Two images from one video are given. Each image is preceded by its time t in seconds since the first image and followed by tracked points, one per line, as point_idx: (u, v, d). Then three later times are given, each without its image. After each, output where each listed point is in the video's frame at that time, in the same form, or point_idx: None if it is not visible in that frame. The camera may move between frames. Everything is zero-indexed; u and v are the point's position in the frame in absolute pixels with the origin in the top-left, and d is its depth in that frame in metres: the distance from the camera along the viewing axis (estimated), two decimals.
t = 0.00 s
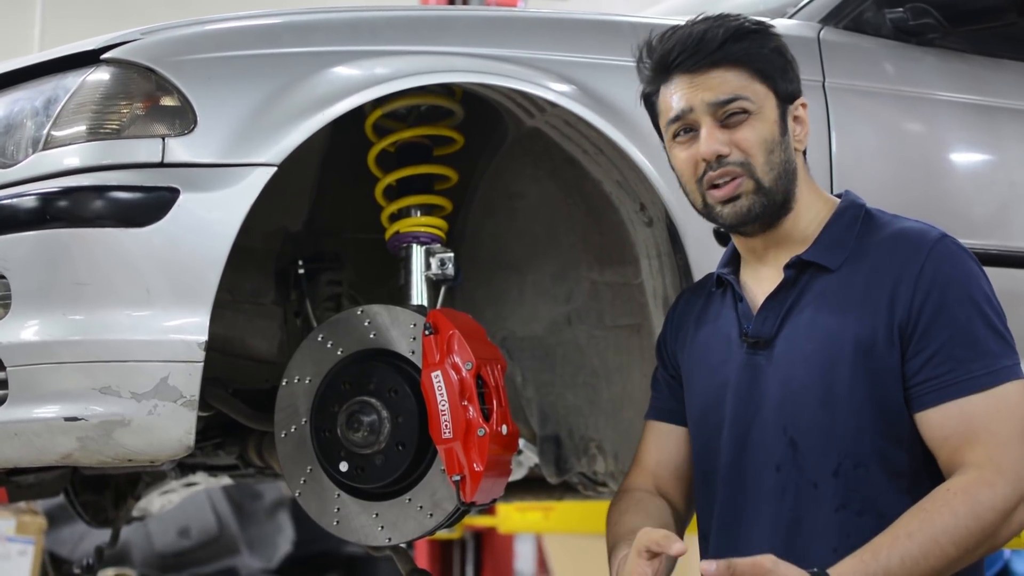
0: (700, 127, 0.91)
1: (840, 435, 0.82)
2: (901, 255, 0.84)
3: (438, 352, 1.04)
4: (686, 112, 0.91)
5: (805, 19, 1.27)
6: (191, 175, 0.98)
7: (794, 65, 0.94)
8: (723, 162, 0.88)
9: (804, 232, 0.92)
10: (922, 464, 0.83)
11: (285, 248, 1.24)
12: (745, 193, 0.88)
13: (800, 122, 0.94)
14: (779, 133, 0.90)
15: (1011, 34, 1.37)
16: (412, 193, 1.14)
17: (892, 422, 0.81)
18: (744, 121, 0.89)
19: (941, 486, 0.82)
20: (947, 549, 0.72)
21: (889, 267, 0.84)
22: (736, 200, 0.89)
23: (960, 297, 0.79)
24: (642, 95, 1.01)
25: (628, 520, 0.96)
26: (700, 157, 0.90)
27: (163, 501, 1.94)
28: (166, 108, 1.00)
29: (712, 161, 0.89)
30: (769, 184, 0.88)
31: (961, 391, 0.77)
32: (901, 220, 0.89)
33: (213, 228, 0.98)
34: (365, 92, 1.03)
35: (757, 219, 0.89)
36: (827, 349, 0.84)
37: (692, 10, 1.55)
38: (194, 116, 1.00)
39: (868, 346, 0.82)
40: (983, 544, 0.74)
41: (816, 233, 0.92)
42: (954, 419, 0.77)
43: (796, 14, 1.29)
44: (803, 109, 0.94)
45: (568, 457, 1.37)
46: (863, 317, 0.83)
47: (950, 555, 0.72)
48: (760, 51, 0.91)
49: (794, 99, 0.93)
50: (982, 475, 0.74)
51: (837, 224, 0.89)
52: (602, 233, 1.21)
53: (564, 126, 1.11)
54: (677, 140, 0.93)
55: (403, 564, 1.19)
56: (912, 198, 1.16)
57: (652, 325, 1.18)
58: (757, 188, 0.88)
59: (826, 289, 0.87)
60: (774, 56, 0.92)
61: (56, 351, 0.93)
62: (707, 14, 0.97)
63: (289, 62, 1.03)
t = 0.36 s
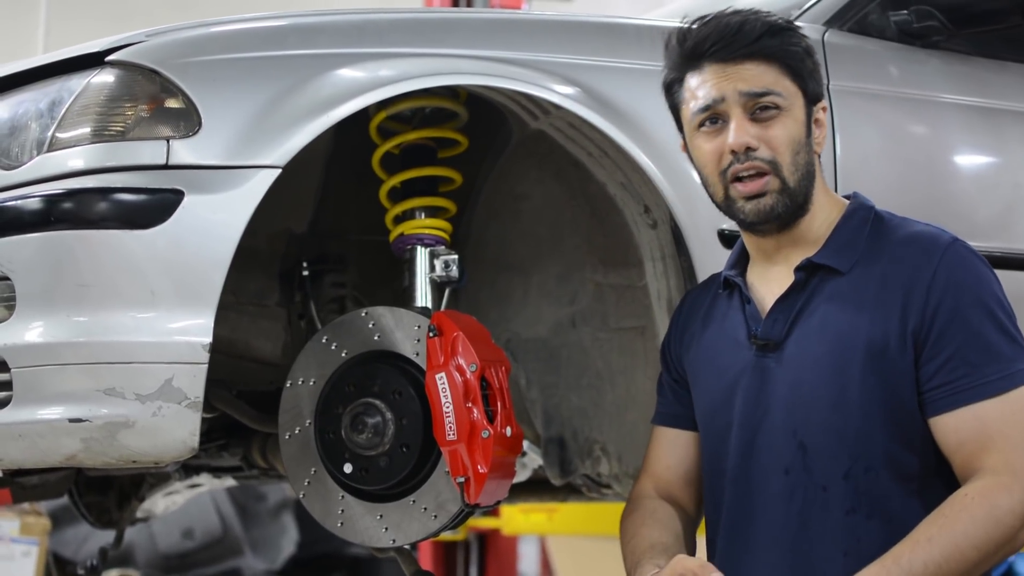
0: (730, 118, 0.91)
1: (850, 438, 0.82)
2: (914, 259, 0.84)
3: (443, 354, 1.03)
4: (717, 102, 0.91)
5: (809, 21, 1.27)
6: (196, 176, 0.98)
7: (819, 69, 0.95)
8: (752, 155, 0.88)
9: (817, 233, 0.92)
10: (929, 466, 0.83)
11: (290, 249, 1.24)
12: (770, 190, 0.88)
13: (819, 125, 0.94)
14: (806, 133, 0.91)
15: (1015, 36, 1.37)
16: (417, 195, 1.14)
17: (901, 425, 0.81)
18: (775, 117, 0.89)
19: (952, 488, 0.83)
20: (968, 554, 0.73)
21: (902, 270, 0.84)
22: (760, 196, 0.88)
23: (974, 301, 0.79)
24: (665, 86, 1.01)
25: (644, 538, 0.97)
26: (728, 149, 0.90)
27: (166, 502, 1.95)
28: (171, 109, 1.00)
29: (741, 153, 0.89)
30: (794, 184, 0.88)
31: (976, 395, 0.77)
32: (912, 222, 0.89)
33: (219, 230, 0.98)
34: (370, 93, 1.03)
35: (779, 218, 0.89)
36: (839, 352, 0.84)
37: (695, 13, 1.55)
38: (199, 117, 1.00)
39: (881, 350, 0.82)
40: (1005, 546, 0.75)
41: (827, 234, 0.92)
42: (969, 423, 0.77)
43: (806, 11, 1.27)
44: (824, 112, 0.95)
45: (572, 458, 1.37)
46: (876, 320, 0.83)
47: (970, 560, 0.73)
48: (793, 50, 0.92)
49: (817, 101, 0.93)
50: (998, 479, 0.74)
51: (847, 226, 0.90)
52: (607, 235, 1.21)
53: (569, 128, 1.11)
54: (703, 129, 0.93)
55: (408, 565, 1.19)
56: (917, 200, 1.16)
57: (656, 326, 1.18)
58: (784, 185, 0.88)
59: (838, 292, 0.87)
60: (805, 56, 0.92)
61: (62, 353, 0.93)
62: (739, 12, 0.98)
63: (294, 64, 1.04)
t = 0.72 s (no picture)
0: (759, 127, 0.90)
1: (865, 443, 0.82)
2: (933, 265, 0.84)
3: (444, 357, 1.03)
4: (746, 110, 0.90)
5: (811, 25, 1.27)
6: (197, 179, 0.98)
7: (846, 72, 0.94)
8: (781, 167, 0.88)
9: (837, 237, 0.92)
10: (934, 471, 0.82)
11: (292, 253, 1.24)
12: (798, 202, 0.88)
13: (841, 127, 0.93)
14: (833, 142, 0.90)
15: (1017, 39, 1.37)
16: (418, 198, 1.14)
17: (915, 430, 0.81)
18: (803, 126, 0.89)
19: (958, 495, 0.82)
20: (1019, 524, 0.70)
21: (921, 275, 0.85)
22: (787, 208, 0.88)
23: (992, 305, 0.80)
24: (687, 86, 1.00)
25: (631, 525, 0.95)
26: (757, 159, 0.89)
27: (167, 506, 1.94)
28: (173, 112, 1.00)
29: (771, 164, 0.88)
30: (821, 195, 0.88)
31: (991, 390, 0.77)
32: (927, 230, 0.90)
33: (220, 233, 0.98)
34: (372, 96, 1.03)
35: (804, 229, 0.89)
36: (856, 354, 0.84)
37: (696, 17, 1.55)
38: (201, 120, 1.00)
39: (899, 352, 0.82)
40: None
41: (847, 237, 0.92)
42: (987, 413, 0.77)
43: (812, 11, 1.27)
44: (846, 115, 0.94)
45: (573, 462, 1.37)
46: (894, 324, 0.83)
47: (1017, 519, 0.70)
48: (822, 56, 0.91)
49: (842, 104, 0.93)
50: None
51: (868, 230, 0.90)
52: (609, 238, 1.21)
53: (571, 131, 1.12)
54: (729, 136, 0.92)
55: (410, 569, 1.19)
56: (918, 204, 1.16)
57: (658, 330, 1.18)
58: (811, 197, 0.88)
59: (856, 295, 0.87)
60: (833, 61, 0.91)
61: (63, 356, 0.93)
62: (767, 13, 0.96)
63: (296, 67, 1.04)
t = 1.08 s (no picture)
0: (749, 115, 0.90)
1: (856, 449, 0.82)
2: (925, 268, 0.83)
3: (447, 359, 1.03)
4: (735, 98, 0.90)
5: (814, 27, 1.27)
6: (201, 181, 0.99)
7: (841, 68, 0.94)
8: (769, 155, 0.88)
9: (829, 237, 0.92)
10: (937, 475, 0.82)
11: (294, 255, 1.24)
12: (784, 190, 0.88)
13: (836, 125, 0.93)
14: (824, 134, 0.90)
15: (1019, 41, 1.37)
16: (422, 200, 1.14)
17: (907, 435, 0.81)
18: (793, 117, 0.89)
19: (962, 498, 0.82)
20: (950, 545, 0.71)
21: (911, 278, 0.83)
22: (773, 196, 0.88)
23: (980, 314, 0.78)
24: (683, 80, 1.01)
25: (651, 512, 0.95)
26: (745, 146, 0.89)
27: (170, 507, 1.94)
28: (176, 114, 1.01)
29: (758, 152, 0.88)
30: (809, 185, 0.88)
31: (973, 407, 0.76)
32: (924, 230, 0.89)
33: (223, 235, 0.98)
34: (375, 98, 1.03)
35: (791, 219, 0.89)
36: (844, 360, 0.84)
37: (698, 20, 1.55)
38: (204, 122, 1.00)
39: (887, 360, 0.82)
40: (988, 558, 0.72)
41: (841, 237, 0.92)
42: (966, 434, 0.76)
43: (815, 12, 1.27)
44: (841, 112, 0.94)
45: (575, 464, 1.37)
46: (883, 328, 0.83)
47: (956, 550, 0.71)
48: (814, 48, 0.91)
49: (835, 100, 0.93)
50: (994, 481, 0.72)
51: (859, 231, 0.90)
52: (612, 240, 1.21)
53: (573, 133, 1.12)
54: (719, 125, 0.92)
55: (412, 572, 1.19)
56: (921, 206, 1.16)
57: (660, 331, 1.18)
58: (797, 187, 0.88)
59: (847, 298, 0.87)
60: (827, 55, 0.91)
61: (65, 357, 0.93)
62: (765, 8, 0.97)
63: (300, 69, 1.04)
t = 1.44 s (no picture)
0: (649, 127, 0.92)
1: (796, 453, 0.83)
2: (852, 265, 0.83)
3: (445, 360, 1.03)
4: (636, 111, 0.93)
5: (812, 27, 1.27)
6: (199, 183, 0.98)
7: (761, 74, 0.92)
8: (660, 163, 0.90)
9: (763, 243, 0.92)
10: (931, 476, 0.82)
11: (292, 256, 1.24)
12: (677, 198, 0.90)
13: (761, 130, 0.91)
14: (727, 139, 0.89)
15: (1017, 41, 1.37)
16: (419, 201, 1.14)
17: (847, 436, 0.82)
18: (689, 123, 0.90)
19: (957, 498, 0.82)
20: (857, 554, 0.74)
21: (838, 279, 0.83)
22: (671, 203, 0.91)
23: (902, 310, 0.78)
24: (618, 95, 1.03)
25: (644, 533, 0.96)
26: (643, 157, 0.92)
27: (168, 509, 1.94)
28: (173, 115, 1.01)
29: (652, 161, 0.91)
30: (704, 192, 0.89)
31: (901, 406, 0.76)
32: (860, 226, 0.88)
33: (221, 236, 0.98)
34: (373, 99, 1.03)
35: (694, 225, 0.90)
36: (781, 365, 0.85)
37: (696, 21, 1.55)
38: (201, 123, 1.00)
39: (820, 362, 0.83)
40: (910, 561, 0.74)
41: (775, 243, 0.92)
42: (895, 434, 0.77)
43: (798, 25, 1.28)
44: (769, 117, 0.92)
45: (573, 464, 1.37)
46: (814, 333, 0.83)
47: (866, 560, 0.74)
48: (720, 55, 0.91)
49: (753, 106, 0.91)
50: (905, 486, 0.74)
51: (798, 235, 0.90)
52: (609, 241, 1.22)
53: (571, 134, 1.12)
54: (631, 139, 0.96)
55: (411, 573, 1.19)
56: (919, 206, 1.16)
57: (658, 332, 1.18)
58: (693, 194, 0.89)
59: (783, 304, 0.87)
60: (735, 62, 0.91)
61: (63, 359, 0.93)
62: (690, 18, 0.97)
63: (297, 70, 1.04)
